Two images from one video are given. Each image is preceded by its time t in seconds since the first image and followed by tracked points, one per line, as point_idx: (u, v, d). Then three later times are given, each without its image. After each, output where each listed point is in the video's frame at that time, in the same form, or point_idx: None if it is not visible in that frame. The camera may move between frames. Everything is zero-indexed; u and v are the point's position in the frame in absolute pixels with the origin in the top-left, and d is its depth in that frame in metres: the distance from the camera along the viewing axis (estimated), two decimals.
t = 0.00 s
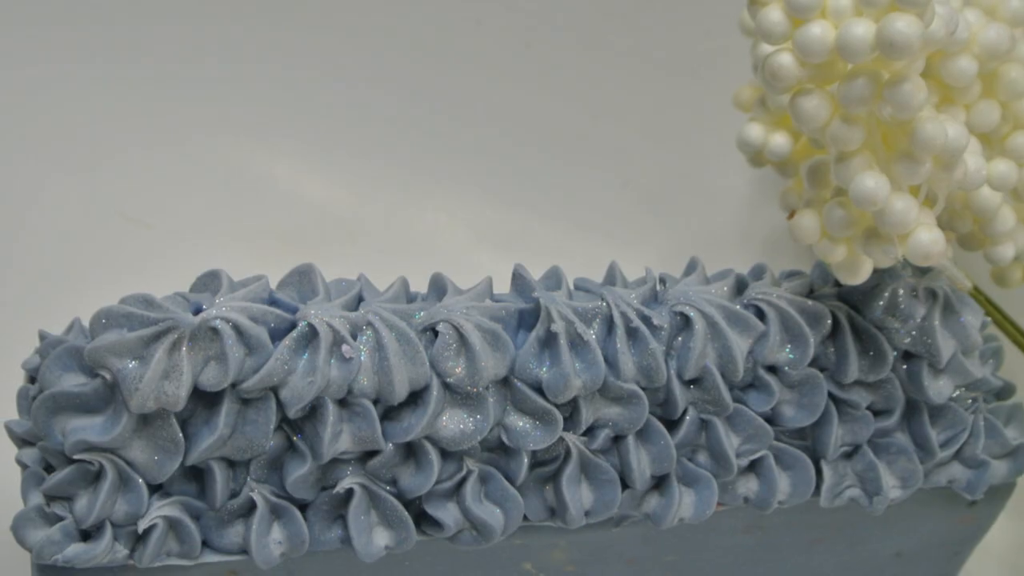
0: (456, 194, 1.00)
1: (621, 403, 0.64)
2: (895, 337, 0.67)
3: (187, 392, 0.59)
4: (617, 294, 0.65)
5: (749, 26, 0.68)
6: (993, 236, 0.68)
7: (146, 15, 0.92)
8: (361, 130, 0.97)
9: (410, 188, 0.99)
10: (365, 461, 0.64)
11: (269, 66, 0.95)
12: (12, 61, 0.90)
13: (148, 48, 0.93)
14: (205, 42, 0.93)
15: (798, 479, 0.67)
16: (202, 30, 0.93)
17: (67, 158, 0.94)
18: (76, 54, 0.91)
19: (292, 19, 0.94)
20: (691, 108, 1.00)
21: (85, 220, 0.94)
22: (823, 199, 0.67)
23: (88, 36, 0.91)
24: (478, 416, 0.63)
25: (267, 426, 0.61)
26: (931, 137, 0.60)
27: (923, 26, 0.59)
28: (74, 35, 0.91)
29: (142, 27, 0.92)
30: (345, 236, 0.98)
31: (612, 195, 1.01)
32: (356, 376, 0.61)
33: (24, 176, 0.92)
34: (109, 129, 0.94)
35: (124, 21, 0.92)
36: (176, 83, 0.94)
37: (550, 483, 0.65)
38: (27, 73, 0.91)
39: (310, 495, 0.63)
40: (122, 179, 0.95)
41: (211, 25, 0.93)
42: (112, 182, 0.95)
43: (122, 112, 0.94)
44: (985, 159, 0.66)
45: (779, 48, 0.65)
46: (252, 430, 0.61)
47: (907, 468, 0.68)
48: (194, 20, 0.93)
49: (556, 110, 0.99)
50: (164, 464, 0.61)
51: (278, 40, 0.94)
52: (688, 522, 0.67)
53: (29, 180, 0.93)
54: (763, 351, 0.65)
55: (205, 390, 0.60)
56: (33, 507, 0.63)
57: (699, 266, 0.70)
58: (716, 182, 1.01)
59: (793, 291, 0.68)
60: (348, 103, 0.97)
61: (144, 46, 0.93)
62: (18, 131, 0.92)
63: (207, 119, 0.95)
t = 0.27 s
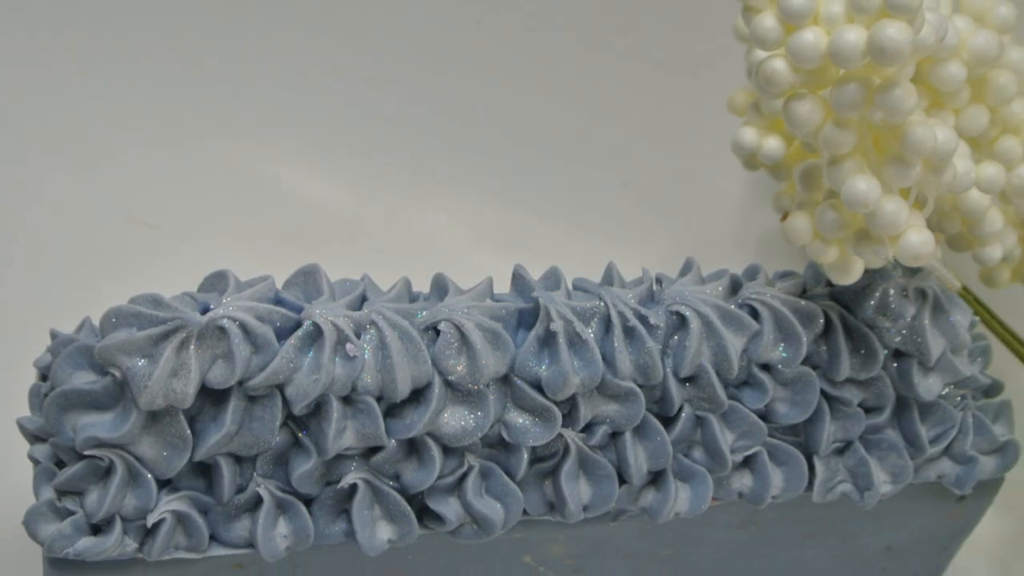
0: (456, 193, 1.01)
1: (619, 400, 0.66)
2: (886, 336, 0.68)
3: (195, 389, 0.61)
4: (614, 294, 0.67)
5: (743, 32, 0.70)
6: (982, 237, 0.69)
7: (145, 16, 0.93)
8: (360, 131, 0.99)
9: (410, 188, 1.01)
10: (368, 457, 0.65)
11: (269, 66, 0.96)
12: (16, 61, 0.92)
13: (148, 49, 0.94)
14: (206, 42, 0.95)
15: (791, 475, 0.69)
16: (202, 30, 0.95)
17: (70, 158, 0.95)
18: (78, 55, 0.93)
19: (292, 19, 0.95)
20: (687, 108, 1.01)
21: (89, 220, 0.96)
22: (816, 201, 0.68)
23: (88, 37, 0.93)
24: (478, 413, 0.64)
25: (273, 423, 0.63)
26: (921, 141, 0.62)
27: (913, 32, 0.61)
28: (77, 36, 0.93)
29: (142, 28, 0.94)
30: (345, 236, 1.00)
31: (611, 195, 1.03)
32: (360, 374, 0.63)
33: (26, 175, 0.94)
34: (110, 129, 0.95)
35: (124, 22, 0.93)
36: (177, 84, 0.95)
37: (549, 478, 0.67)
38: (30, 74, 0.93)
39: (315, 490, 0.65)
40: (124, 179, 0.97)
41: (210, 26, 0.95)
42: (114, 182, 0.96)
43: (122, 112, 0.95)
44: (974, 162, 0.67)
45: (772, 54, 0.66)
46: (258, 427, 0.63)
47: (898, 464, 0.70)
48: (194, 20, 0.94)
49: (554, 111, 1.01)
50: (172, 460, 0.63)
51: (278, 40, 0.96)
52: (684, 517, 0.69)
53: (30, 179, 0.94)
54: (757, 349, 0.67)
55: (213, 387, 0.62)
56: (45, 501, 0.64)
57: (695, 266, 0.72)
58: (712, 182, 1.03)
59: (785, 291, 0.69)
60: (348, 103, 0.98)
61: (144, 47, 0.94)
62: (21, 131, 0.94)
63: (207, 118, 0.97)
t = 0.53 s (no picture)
0: (455, 193, 1.03)
1: (616, 398, 0.68)
2: (877, 335, 0.70)
3: (203, 386, 0.62)
4: (612, 294, 0.68)
5: (737, 38, 0.71)
6: (970, 238, 0.71)
7: (145, 18, 0.95)
8: (360, 130, 1.00)
9: (411, 188, 1.02)
10: (372, 452, 0.67)
11: (269, 66, 0.98)
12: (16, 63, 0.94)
13: (150, 49, 0.96)
14: (207, 43, 0.96)
15: (784, 470, 0.70)
16: (202, 31, 0.96)
17: (74, 159, 0.97)
18: (77, 56, 0.95)
19: (292, 20, 0.97)
20: (683, 109, 1.03)
21: (94, 221, 0.97)
22: (808, 203, 0.70)
23: (88, 38, 0.94)
24: (479, 410, 0.66)
25: (279, 419, 0.64)
26: (910, 145, 0.64)
27: (902, 38, 0.63)
28: (76, 37, 0.94)
29: (142, 29, 0.95)
30: (346, 236, 1.01)
31: (608, 195, 1.04)
32: (364, 372, 0.65)
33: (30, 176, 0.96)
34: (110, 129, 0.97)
35: (125, 24, 0.95)
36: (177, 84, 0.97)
37: (548, 473, 0.69)
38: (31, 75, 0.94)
39: (320, 485, 0.66)
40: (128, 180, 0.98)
41: (210, 26, 0.96)
42: (118, 182, 0.98)
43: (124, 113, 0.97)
44: (962, 165, 0.69)
45: (766, 60, 0.68)
46: (265, 424, 0.65)
47: (888, 460, 0.72)
48: (194, 21, 0.95)
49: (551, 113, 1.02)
50: (181, 456, 0.65)
51: (278, 40, 0.97)
52: (679, 511, 0.71)
53: (34, 179, 0.96)
54: (751, 348, 0.69)
55: (220, 384, 0.63)
56: (56, 496, 0.66)
57: (691, 267, 0.73)
58: (708, 183, 1.04)
59: (779, 291, 0.71)
60: (349, 104, 1.00)
61: (144, 48, 0.96)
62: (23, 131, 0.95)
63: (207, 118, 0.98)
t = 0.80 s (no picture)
0: (454, 194, 1.04)
1: (613, 395, 0.69)
2: (868, 333, 0.72)
3: (211, 384, 0.64)
4: (609, 294, 0.70)
5: (731, 44, 0.73)
6: (958, 240, 0.73)
7: (145, 17, 0.96)
8: (359, 130, 1.02)
9: (410, 189, 1.04)
10: (375, 448, 0.69)
11: (269, 66, 0.99)
12: (16, 61, 0.95)
13: (150, 49, 0.97)
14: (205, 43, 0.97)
15: (777, 465, 0.72)
16: (202, 30, 0.97)
17: (78, 160, 0.98)
18: (77, 55, 0.96)
19: (291, 20, 0.98)
20: (679, 110, 1.04)
21: (98, 222, 0.99)
22: (800, 205, 0.72)
23: (87, 37, 0.96)
24: (480, 407, 0.68)
25: (285, 416, 0.66)
26: (900, 148, 0.65)
27: (893, 44, 0.64)
28: (76, 36, 0.95)
29: (140, 28, 0.96)
30: (346, 236, 1.03)
31: (606, 196, 1.06)
32: (368, 370, 0.66)
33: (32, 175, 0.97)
34: (112, 129, 0.98)
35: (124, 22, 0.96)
36: (176, 84, 0.98)
37: (548, 468, 0.70)
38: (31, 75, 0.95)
39: (325, 480, 0.68)
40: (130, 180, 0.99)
41: (209, 26, 0.97)
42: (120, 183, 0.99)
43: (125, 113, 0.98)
44: (951, 168, 0.71)
45: (759, 65, 0.70)
46: (271, 420, 0.66)
47: (879, 455, 0.74)
48: (193, 21, 0.97)
49: (549, 114, 1.04)
50: (189, 451, 0.66)
51: (280, 39, 0.98)
52: (675, 505, 0.72)
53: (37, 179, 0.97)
54: (745, 346, 0.71)
55: (227, 382, 0.65)
56: (68, 491, 0.67)
57: (686, 267, 0.75)
58: (705, 183, 1.06)
59: (772, 290, 0.73)
60: (349, 104, 1.01)
61: (142, 47, 0.97)
62: (25, 131, 0.97)
63: (207, 119, 1.00)
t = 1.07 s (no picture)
0: (453, 194, 1.06)
1: (611, 392, 0.71)
2: (858, 332, 0.74)
3: (218, 381, 0.66)
4: (607, 294, 0.72)
5: (726, 51, 0.75)
6: (947, 241, 0.75)
7: (145, 17, 0.98)
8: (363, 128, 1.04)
9: (409, 188, 1.06)
10: (379, 444, 0.71)
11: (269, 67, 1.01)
12: (19, 61, 0.96)
13: (152, 49, 0.99)
14: (205, 43, 0.99)
15: (770, 461, 0.74)
16: (204, 30, 0.99)
17: (81, 159, 1.00)
18: (78, 55, 0.97)
19: (292, 21, 1.00)
20: (674, 112, 1.06)
21: (103, 222, 1.00)
22: (793, 207, 0.73)
23: (88, 37, 0.97)
24: (480, 404, 0.69)
25: (291, 412, 0.68)
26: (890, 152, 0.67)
27: (883, 51, 0.66)
28: (77, 36, 0.97)
29: (141, 28, 0.98)
30: (347, 236, 1.05)
31: (603, 197, 1.08)
32: (372, 367, 0.68)
33: (34, 174, 0.98)
34: (114, 128, 1.00)
35: (125, 23, 0.97)
36: (177, 83, 1.00)
37: (547, 463, 0.72)
38: (32, 74, 0.97)
39: (330, 475, 0.70)
40: (133, 179, 1.01)
41: (209, 26, 0.99)
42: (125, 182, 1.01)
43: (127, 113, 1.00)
44: (940, 171, 0.73)
45: (753, 71, 0.72)
46: (277, 417, 0.68)
47: (869, 451, 0.76)
48: (194, 21, 0.98)
49: (546, 116, 1.06)
50: (197, 447, 0.68)
51: (284, 39, 1.00)
52: (671, 500, 0.74)
53: (39, 177, 0.99)
54: (739, 345, 0.72)
55: (235, 379, 0.67)
56: (79, 485, 0.69)
57: (682, 268, 0.77)
58: (700, 183, 1.07)
59: (765, 290, 0.75)
60: (350, 104, 1.03)
61: (143, 47, 0.98)
62: (29, 131, 0.98)
63: (208, 118, 1.01)
